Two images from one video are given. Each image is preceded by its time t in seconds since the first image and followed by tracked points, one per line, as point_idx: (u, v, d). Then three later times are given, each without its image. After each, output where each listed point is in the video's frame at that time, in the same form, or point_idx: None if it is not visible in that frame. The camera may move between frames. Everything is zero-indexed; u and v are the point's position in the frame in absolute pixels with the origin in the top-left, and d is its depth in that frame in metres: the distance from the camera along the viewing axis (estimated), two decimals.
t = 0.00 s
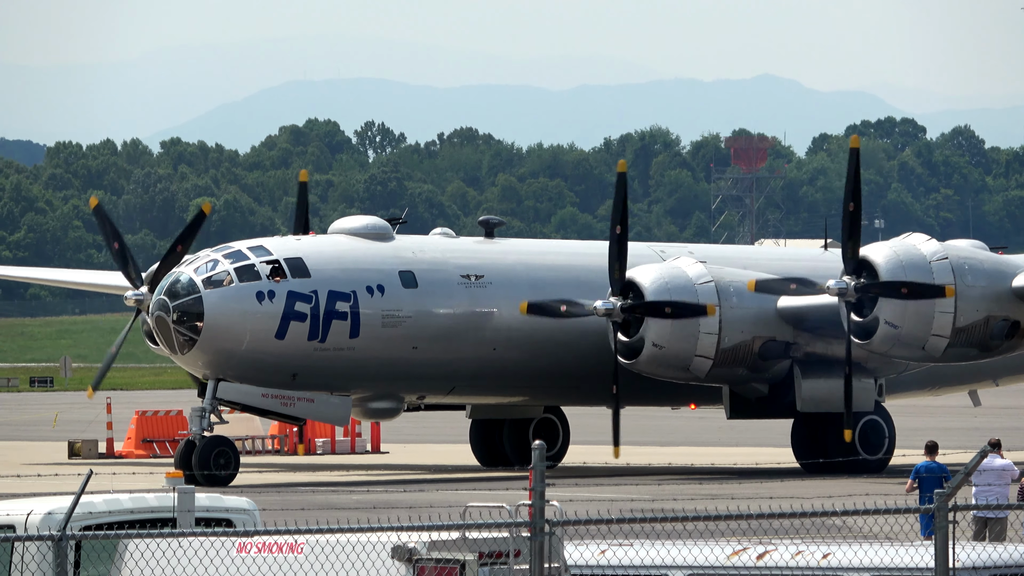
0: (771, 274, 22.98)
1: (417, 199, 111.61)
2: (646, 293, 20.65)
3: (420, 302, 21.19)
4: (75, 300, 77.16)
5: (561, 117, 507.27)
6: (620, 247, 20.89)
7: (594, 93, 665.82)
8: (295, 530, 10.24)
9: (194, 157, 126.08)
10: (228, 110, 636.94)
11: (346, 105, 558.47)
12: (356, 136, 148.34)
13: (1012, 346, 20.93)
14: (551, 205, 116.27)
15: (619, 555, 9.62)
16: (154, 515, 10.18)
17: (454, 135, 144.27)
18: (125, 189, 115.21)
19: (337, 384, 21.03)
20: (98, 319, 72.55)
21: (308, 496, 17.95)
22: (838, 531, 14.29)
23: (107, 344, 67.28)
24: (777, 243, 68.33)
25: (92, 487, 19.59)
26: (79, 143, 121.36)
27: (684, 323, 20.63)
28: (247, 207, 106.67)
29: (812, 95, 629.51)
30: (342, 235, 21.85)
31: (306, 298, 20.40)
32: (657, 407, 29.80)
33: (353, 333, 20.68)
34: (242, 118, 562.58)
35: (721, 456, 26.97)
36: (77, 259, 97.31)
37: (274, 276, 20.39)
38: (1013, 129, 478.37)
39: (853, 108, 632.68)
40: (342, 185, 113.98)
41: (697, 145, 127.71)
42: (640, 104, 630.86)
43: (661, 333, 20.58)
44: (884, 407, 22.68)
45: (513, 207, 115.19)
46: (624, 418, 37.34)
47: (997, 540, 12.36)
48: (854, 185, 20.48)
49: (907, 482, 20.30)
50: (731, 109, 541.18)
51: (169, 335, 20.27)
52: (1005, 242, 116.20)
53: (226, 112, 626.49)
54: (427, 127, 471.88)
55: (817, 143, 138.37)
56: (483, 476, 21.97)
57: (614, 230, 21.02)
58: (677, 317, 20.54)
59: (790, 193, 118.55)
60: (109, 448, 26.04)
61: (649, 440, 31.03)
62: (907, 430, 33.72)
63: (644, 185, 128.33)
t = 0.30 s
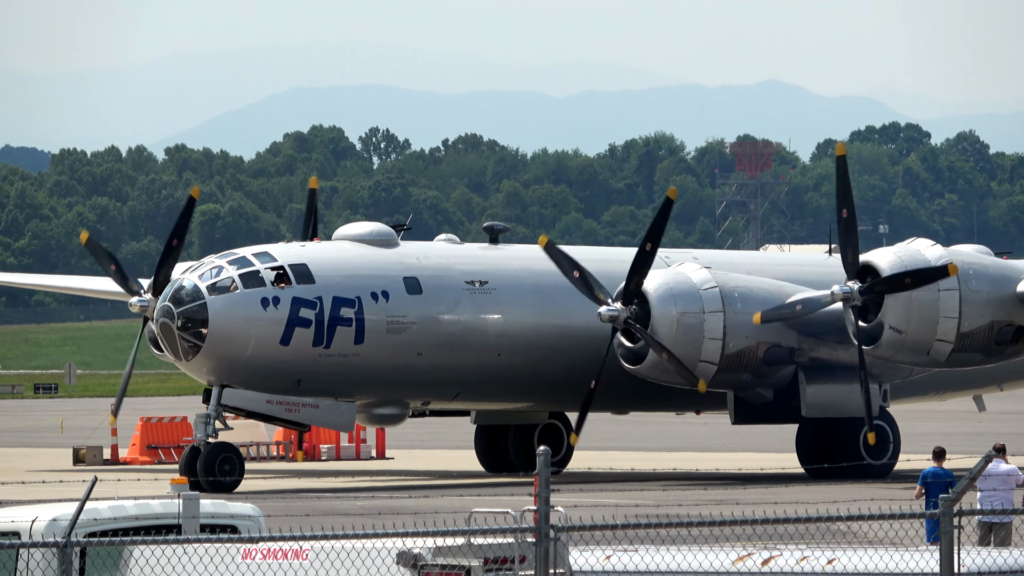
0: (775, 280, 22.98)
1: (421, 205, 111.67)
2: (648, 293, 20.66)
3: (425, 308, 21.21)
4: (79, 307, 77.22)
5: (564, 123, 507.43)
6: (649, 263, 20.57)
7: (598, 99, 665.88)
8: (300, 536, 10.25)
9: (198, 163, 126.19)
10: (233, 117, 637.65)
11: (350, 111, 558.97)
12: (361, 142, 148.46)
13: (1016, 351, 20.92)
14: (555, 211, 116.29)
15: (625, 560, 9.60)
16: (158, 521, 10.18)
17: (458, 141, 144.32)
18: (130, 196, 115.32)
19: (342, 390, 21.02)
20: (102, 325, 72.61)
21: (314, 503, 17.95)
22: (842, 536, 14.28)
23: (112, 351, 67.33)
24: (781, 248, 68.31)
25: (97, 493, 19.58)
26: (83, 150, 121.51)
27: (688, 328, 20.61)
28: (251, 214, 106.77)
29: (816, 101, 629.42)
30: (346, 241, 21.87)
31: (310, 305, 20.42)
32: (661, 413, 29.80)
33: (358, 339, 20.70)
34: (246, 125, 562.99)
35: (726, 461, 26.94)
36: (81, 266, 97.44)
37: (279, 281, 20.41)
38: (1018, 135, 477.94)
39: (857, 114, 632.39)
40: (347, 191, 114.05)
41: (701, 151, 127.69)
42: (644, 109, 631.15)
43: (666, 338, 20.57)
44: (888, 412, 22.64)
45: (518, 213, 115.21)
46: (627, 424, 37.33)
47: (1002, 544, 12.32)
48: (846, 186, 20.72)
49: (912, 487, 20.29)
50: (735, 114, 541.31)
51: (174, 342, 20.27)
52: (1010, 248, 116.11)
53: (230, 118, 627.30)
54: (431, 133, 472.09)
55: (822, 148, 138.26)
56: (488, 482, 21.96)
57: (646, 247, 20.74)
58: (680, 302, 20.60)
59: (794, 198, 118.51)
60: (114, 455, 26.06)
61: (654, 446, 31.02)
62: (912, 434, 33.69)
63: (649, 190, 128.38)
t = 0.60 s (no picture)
0: (778, 286, 22.98)
1: (424, 212, 111.69)
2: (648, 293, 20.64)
3: (427, 316, 21.21)
4: (82, 314, 77.25)
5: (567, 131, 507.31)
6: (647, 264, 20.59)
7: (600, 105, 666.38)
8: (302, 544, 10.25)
9: (200, 170, 126.27)
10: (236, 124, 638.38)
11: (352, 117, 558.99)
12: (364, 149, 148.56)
13: (1019, 357, 20.91)
14: (558, 217, 116.33)
15: (628, 568, 9.59)
16: (161, 528, 10.17)
17: (461, 148, 144.37)
18: (133, 203, 115.40)
19: (345, 397, 21.02)
20: (105, 332, 72.63)
21: (315, 510, 17.95)
22: (843, 544, 14.24)
23: (115, 358, 67.35)
24: (785, 254, 68.28)
25: (99, 501, 19.59)
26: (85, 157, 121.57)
27: (692, 335, 20.61)
28: (254, 221, 106.86)
29: (818, 107, 629.56)
30: (348, 248, 21.87)
31: (313, 312, 20.43)
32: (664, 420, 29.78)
33: (360, 347, 20.70)
34: (248, 132, 563.41)
35: (729, 468, 26.94)
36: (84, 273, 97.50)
37: (280, 289, 20.41)
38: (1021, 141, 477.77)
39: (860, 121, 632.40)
40: (349, 198, 113.93)
41: (704, 158, 127.60)
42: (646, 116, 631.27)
43: (668, 345, 20.54)
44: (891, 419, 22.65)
45: (520, 220, 115.17)
46: (630, 431, 37.30)
47: (1005, 552, 12.28)
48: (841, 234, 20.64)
49: (915, 493, 20.28)
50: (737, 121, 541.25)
51: (176, 350, 20.27)
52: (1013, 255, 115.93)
53: (233, 126, 628.08)
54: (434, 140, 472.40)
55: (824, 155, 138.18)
56: (491, 489, 21.96)
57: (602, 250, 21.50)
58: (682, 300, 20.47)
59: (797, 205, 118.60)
60: (117, 462, 26.08)
61: (657, 454, 31.00)
62: (915, 441, 33.65)
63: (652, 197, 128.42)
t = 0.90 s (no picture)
0: (780, 293, 22.98)
1: (427, 219, 111.79)
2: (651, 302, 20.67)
3: (430, 322, 21.22)
4: (85, 321, 77.28)
5: (569, 138, 507.22)
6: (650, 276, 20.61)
7: (603, 112, 666.63)
8: (306, 550, 10.27)
9: (203, 177, 126.36)
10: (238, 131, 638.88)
11: (354, 123, 559.12)
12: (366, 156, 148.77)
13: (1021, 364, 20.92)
14: (560, 224, 116.43)
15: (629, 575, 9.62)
16: (163, 536, 10.18)
17: (464, 155, 144.49)
18: (135, 210, 115.52)
19: (347, 403, 21.02)
20: (109, 339, 72.64)
21: (318, 516, 17.93)
22: (847, 551, 14.24)
23: (118, 364, 67.33)
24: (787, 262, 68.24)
25: (101, 508, 19.58)
26: (88, 164, 121.67)
27: (695, 341, 20.60)
28: (257, 228, 106.96)
29: (821, 114, 629.61)
30: (351, 255, 21.90)
31: (315, 318, 20.44)
32: (667, 427, 29.81)
33: (363, 353, 20.70)
34: (251, 139, 564.02)
35: (731, 475, 26.93)
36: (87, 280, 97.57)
37: (284, 295, 20.43)
38: None
39: (862, 128, 632.48)
40: (352, 205, 114.07)
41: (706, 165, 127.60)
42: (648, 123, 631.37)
43: (671, 351, 20.53)
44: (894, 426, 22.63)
45: (523, 227, 115.23)
46: (632, 437, 37.33)
47: (1008, 558, 12.24)
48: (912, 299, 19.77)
49: (917, 500, 20.25)
50: (740, 128, 541.33)
51: (179, 356, 20.26)
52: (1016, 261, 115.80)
53: (236, 132, 628.76)
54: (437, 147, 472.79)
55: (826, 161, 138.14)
56: (493, 496, 21.98)
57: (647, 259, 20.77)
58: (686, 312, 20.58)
59: (800, 212, 118.89)
60: (120, 469, 26.09)
61: (660, 460, 31.01)
62: (918, 448, 33.64)
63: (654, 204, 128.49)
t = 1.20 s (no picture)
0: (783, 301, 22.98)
1: (429, 227, 111.81)
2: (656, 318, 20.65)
3: (432, 329, 21.21)
4: (88, 329, 77.27)
5: (571, 145, 507.28)
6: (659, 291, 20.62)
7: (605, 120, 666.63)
8: (309, 559, 10.26)
9: (205, 185, 126.38)
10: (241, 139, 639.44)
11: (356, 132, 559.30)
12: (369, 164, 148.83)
13: None
14: (563, 232, 116.45)
15: None
16: (167, 543, 10.19)
17: (466, 163, 144.54)
18: (138, 218, 115.54)
19: (350, 411, 21.04)
20: (112, 347, 72.65)
21: (319, 524, 17.88)
22: (849, 558, 14.22)
23: (120, 372, 67.31)
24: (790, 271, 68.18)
25: (103, 516, 19.59)
26: (91, 172, 121.76)
27: (697, 350, 20.63)
28: (260, 236, 106.95)
29: (824, 122, 629.50)
30: (353, 263, 21.91)
31: (318, 326, 20.44)
32: (669, 435, 29.80)
33: (365, 361, 20.70)
34: (253, 147, 564.31)
35: (734, 483, 26.90)
36: (90, 288, 97.55)
37: (286, 303, 20.44)
38: None
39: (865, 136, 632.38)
40: (355, 213, 114.10)
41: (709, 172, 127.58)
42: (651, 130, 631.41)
43: (674, 359, 20.56)
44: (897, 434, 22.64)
45: (525, 234, 115.19)
46: (635, 445, 37.30)
47: (1010, 566, 12.22)
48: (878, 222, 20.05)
49: (919, 507, 20.24)
50: (742, 135, 541.24)
51: (181, 365, 20.28)
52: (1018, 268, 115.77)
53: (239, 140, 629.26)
54: (439, 156, 473.06)
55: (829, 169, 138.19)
56: (495, 504, 21.97)
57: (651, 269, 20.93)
58: (690, 333, 20.53)
59: (803, 221, 119.10)
60: (122, 477, 26.10)
61: (663, 468, 31.00)
62: (921, 456, 33.62)
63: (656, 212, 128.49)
